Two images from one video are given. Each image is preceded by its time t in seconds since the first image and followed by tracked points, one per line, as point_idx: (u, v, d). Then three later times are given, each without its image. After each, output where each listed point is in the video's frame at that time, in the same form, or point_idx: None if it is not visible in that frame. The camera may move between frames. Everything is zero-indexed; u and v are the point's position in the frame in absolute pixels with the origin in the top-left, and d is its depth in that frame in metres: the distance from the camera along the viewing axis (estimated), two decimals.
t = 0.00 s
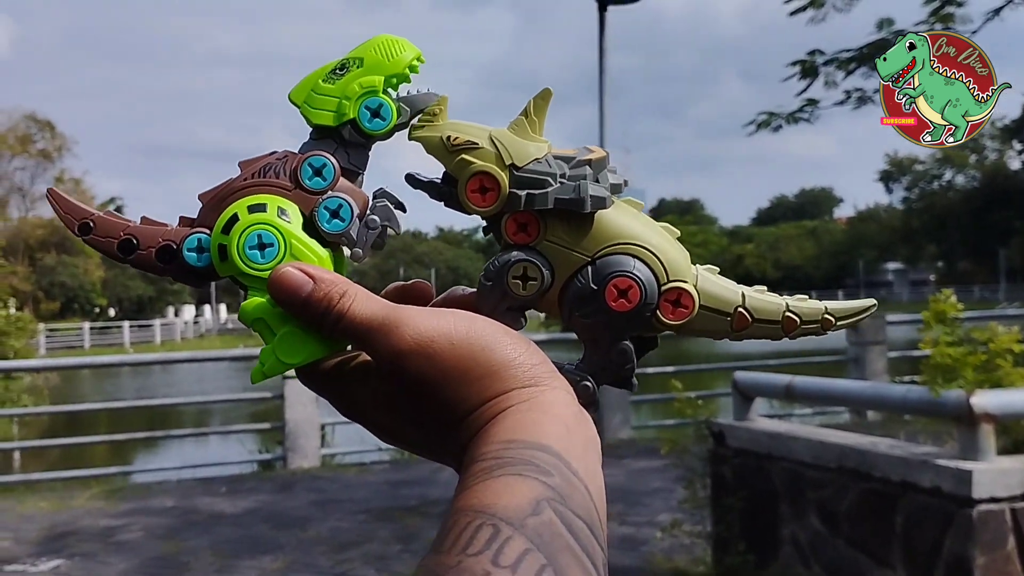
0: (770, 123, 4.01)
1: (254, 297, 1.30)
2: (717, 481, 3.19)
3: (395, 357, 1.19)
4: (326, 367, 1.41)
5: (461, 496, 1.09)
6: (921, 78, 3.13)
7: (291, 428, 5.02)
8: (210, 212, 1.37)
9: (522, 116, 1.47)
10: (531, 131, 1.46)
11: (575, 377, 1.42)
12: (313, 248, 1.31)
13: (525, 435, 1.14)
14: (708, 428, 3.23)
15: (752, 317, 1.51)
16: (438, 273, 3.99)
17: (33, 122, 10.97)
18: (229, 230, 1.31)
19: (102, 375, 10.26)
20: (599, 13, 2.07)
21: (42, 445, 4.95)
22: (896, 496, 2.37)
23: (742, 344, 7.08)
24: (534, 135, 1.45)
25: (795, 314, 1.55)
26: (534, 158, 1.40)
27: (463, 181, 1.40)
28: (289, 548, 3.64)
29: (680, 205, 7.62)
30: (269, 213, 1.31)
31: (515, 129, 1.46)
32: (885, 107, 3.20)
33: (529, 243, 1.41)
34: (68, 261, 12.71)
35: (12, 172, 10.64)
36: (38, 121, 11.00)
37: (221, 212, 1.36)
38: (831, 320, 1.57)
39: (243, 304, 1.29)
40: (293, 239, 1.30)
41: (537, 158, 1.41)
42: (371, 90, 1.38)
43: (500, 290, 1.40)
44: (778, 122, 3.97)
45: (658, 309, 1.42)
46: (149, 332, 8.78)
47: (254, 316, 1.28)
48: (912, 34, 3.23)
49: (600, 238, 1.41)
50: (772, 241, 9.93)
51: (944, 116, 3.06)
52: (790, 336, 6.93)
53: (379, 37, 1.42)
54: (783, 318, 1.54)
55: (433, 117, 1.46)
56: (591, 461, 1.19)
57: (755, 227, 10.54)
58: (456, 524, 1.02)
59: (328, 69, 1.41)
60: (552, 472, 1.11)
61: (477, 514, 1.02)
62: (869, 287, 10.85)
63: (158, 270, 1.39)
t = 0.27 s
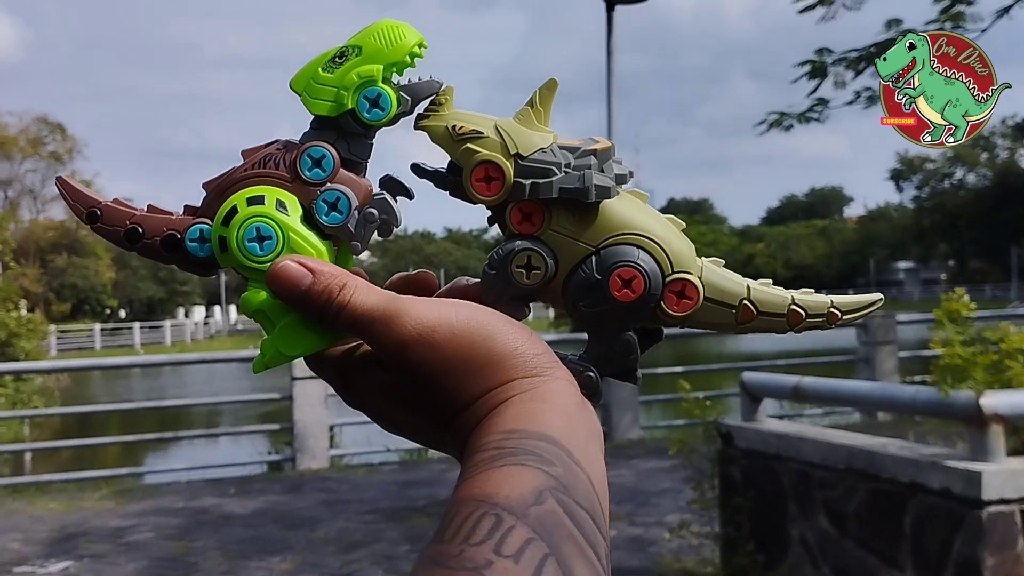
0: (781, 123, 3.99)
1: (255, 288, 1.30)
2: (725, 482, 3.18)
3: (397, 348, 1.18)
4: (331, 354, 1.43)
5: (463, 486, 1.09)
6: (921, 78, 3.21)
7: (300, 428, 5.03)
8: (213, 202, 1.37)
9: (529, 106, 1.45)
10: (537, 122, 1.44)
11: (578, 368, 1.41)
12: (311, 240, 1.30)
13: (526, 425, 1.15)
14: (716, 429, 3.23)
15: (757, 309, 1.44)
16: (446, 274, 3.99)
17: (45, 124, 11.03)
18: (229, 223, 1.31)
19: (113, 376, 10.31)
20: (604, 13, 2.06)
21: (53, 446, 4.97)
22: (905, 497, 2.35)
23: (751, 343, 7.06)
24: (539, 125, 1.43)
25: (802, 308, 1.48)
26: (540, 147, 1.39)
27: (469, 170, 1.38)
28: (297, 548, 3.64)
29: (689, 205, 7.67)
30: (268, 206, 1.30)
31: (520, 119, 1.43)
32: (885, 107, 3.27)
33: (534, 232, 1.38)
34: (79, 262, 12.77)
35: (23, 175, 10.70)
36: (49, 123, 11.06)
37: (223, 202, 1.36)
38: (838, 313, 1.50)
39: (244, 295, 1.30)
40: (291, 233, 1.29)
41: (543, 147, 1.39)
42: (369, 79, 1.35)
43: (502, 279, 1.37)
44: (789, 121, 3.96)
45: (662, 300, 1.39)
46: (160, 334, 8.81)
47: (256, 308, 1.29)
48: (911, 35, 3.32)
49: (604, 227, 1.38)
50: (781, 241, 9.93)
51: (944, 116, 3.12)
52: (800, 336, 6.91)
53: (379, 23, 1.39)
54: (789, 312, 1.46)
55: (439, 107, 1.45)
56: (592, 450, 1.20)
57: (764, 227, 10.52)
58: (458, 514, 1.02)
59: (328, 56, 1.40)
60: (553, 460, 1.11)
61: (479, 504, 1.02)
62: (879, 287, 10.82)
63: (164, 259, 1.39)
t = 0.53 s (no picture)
0: (784, 123, 3.99)
1: (228, 353, 1.40)
2: (725, 481, 3.18)
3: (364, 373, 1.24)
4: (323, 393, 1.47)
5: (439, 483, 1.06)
6: (921, 78, 3.22)
7: (301, 428, 5.03)
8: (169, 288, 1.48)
9: (428, 111, 1.54)
10: (439, 123, 1.53)
11: (549, 349, 1.45)
12: (273, 293, 1.40)
13: (496, 416, 1.12)
14: (716, 428, 3.23)
15: (705, 238, 1.53)
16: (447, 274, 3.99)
17: (46, 124, 11.02)
18: (191, 297, 1.41)
19: (114, 377, 10.30)
20: (604, 14, 2.06)
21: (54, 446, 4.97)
22: (906, 497, 2.35)
23: (752, 343, 7.06)
24: (443, 125, 1.53)
25: (750, 224, 1.57)
26: (448, 147, 1.46)
27: (390, 189, 1.48)
28: (298, 548, 3.64)
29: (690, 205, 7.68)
30: (223, 270, 1.40)
31: (424, 125, 1.52)
32: (886, 107, 3.29)
33: (467, 231, 1.45)
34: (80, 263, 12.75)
35: (24, 175, 10.69)
36: (51, 124, 11.05)
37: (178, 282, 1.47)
38: (787, 217, 1.57)
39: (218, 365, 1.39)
40: (250, 291, 1.39)
41: (453, 146, 1.46)
42: (289, 131, 1.49)
43: (451, 284, 1.43)
44: (791, 122, 3.96)
45: (608, 257, 1.46)
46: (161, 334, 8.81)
47: (234, 372, 1.38)
48: (911, 34, 3.31)
49: (528, 206, 1.44)
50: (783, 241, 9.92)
51: (944, 116, 3.14)
52: (802, 336, 6.90)
53: (284, 78, 1.52)
54: (738, 231, 1.55)
55: (347, 139, 1.51)
56: (572, 436, 1.16)
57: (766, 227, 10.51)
58: (431, 508, 0.99)
59: (244, 120, 1.54)
60: (525, 445, 1.08)
61: (449, 497, 0.99)
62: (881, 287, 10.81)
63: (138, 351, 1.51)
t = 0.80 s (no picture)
0: (787, 123, 3.99)
1: (226, 326, 1.34)
2: (725, 481, 3.17)
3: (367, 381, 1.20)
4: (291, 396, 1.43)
5: (440, 514, 1.08)
6: (921, 78, 3.22)
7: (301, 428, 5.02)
8: (179, 243, 1.42)
9: (487, 137, 1.55)
10: (496, 152, 1.54)
11: (551, 395, 1.48)
12: (285, 277, 1.37)
13: (501, 452, 1.14)
14: (717, 428, 3.22)
15: (723, 328, 1.59)
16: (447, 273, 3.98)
17: (47, 124, 11.01)
18: (201, 260, 1.36)
19: (115, 377, 10.29)
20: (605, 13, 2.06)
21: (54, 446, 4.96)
22: (907, 496, 2.35)
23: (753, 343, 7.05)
24: (499, 156, 1.54)
25: (765, 324, 1.64)
26: (500, 178, 1.48)
27: (432, 203, 1.46)
28: (298, 548, 3.64)
29: (691, 205, 7.67)
30: (241, 243, 1.36)
31: (480, 150, 1.54)
32: (885, 106, 3.29)
33: (499, 262, 1.49)
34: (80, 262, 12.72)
35: (25, 174, 10.68)
36: (52, 123, 11.03)
37: (190, 243, 1.41)
38: (801, 328, 1.66)
39: (211, 336, 1.33)
40: (266, 268, 1.35)
41: (504, 177, 1.49)
42: (339, 121, 1.46)
43: (473, 311, 1.47)
44: (793, 122, 3.96)
45: (630, 324, 1.50)
46: (162, 334, 8.80)
47: (227, 346, 1.33)
48: (912, 34, 3.31)
49: (568, 254, 1.49)
50: (784, 241, 9.91)
51: (945, 116, 3.13)
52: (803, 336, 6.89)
53: (345, 71, 1.49)
54: (753, 328, 1.63)
55: (396, 142, 1.52)
56: (569, 477, 1.18)
57: (767, 227, 10.49)
58: (434, 541, 1.01)
59: (295, 102, 1.49)
60: (529, 486, 1.10)
61: (455, 531, 1.01)
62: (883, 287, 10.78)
63: (128, 303, 1.45)
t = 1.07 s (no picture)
0: (788, 127, 3.99)
1: (227, 340, 1.34)
2: (725, 481, 3.17)
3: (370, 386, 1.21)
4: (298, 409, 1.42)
5: (442, 516, 1.08)
6: (921, 78, 3.21)
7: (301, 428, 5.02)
8: (180, 261, 1.42)
9: (477, 144, 1.56)
10: (487, 156, 1.56)
11: (554, 395, 1.51)
12: (285, 289, 1.36)
13: (504, 452, 1.14)
14: (717, 428, 3.22)
15: (723, 319, 1.60)
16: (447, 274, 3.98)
17: (48, 124, 11.01)
18: (201, 276, 1.36)
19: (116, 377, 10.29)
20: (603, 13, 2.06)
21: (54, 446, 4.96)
22: (907, 497, 2.35)
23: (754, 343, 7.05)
24: (489, 159, 1.55)
25: (765, 313, 1.65)
26: (492, 181, 1.49)
27: (426, 210, 1.48)
28: (298, 548, 3.64)
29: (692, 205, 7.67)
30: (239, 257, 1.35)
31: (470, 156, 1.55)
32: (886, 106, 3.30)
33: (495, 265, 1.51)
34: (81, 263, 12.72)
35: (26, 174, 10.67)
36: (53, 123, 11.03)
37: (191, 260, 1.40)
38: (802, 314, 1.66)
39: (215, 351, 1.33)
40: (264, 281, 1.35)
41: (495, 181, 1.49)
42: (331, 132, 1.46)
43: (473, 313, 1.49)
44: (795, 125, 3.96)
45: (628, 319, 1.53)
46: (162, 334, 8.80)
47: (230, 359, 1.32)
48: (911, 34, 3.31)
49: (562, 253, 1.52)
50: (785, 241, 9.90)
51: (944, 116, 3.13)
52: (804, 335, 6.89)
53: (334, 82, 1.50)
54: (753, 317, 1.63)
55: (389, 151, 1.51)
56: (574, 477, 1.18)
57: (767, 227, 10.49)
58: (436, 541, 1.01)
59: (287, 115, 1.49)
60: (532, 485, 1.10)
61: (457, 531, 1.01)
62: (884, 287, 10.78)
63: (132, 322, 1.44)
